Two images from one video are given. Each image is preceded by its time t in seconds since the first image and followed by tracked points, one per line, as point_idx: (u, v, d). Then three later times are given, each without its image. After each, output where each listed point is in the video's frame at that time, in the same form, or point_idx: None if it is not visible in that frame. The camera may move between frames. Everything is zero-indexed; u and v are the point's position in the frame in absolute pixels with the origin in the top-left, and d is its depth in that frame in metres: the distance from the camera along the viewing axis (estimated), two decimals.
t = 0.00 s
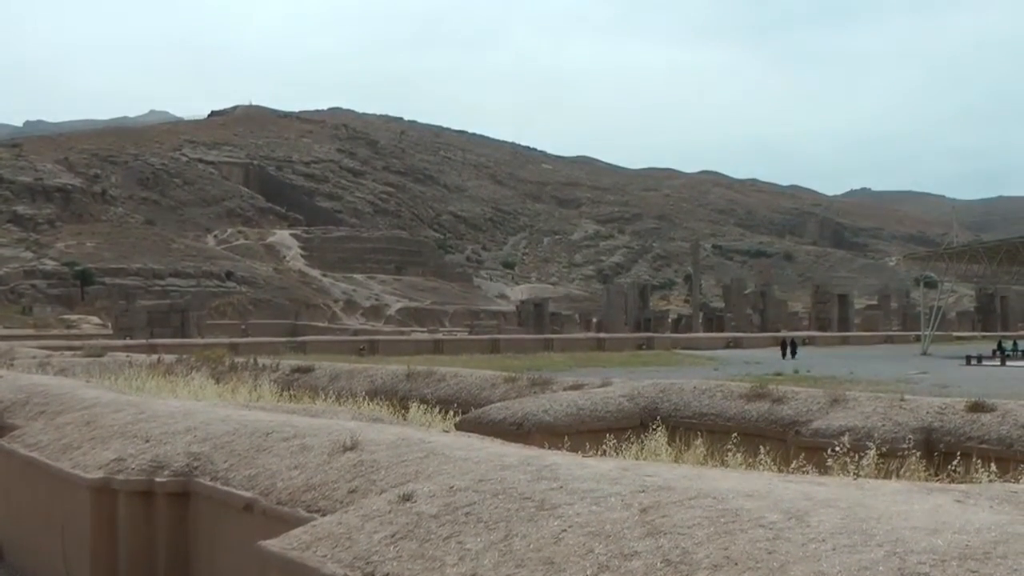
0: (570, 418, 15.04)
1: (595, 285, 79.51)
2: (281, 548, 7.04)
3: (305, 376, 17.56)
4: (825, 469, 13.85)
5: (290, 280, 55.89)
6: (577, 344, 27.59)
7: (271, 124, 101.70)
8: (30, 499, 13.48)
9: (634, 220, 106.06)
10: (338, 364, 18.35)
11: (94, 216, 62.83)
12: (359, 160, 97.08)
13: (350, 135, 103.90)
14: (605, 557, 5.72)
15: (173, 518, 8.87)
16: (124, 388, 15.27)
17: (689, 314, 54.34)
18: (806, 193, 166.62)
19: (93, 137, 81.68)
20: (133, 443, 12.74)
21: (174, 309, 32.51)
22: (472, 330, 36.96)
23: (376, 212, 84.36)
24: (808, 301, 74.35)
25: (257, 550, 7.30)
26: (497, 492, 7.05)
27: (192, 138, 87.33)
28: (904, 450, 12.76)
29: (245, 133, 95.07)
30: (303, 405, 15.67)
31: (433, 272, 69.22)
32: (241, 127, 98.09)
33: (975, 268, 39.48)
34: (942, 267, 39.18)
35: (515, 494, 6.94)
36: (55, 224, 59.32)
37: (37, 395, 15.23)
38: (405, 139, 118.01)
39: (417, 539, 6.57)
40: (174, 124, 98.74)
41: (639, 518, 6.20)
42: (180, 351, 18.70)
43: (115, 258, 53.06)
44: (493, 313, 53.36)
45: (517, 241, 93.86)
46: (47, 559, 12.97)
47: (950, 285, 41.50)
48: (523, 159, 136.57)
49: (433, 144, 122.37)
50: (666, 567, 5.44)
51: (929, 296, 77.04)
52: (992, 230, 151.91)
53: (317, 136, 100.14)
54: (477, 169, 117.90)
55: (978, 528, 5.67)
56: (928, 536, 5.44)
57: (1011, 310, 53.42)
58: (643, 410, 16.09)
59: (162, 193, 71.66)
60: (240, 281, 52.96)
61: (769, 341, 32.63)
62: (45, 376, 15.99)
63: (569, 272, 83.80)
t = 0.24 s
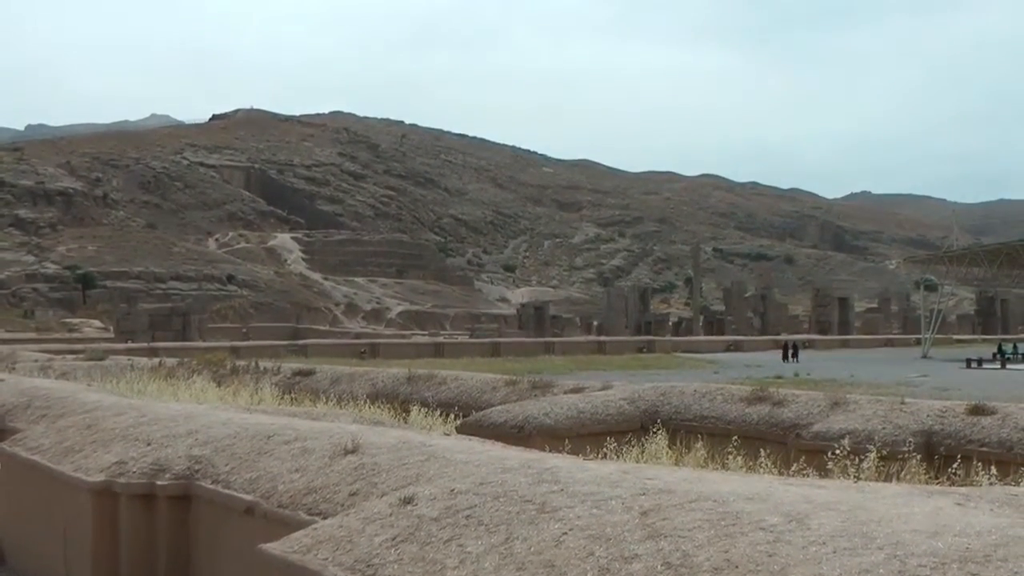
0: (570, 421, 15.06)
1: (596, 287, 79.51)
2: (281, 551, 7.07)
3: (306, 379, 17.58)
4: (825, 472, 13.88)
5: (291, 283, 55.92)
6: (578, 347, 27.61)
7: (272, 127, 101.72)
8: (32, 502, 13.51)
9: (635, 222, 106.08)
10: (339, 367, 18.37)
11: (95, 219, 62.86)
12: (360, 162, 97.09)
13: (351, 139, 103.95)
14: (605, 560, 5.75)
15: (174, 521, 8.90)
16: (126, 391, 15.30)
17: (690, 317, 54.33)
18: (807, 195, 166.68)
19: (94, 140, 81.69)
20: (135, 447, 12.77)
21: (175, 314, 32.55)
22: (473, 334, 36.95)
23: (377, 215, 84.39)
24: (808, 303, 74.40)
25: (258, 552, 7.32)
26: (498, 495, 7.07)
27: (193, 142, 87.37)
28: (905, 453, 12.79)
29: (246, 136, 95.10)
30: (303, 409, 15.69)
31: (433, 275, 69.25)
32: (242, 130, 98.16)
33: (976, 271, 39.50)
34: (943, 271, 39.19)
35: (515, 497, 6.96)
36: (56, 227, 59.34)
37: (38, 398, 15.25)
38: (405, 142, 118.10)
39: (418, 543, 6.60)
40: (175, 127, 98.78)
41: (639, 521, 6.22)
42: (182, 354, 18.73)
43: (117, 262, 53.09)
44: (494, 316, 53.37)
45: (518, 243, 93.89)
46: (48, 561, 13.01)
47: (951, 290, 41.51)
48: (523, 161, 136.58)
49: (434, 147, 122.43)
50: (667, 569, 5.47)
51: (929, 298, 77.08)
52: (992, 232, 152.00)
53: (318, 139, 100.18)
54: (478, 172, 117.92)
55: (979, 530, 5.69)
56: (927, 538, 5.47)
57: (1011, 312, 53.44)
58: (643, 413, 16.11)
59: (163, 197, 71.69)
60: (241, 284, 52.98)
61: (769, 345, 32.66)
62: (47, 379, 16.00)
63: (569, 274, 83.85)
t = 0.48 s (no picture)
0: (572, 424, 15.06)
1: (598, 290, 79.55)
2: (284, 553, 7.07)
3: (308, 382, 17.57)
4: (828, 475, 13.90)
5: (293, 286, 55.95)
6: (580, 350, 27.60)
7: (275, 130, 101.78)
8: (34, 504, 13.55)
9: (636, 226, 106.11)
10: (340, 370, 18.35)
11: (97, 223, 62.90)
12: (362, 166, 97.14)
13: (352, 142, 104.00)
14: (608, 562, 5.75)
15: (176, 523, 8.91)
16: (128, 395, 15.30)
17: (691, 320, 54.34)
18: (808, 199, 166.74)
19: (97, 144, 81.78)
20: (137, 449, 12.79)
21: (177, 317, 32.56)
22: (475, 336, 36.94)
23: (379, 219, 84.39)
24: (810, 306, 74.43)
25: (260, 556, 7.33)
26: (499, 497, 7.08)
27: (195, 145, 87.43)
28: (907, 456, 12.80)
29: (248, 139, 95.17)
30: (306, 412, 15.70)
31: (435, 279, 69.30)
32: (245, 134, 98.26)
33: (977, 273, 39.51)
34: (945, 273, 39.19)
35: (517, 500, 6.97)
36: (59, 231, 59.37)
37: (40, 402, 15.25)
38: (407, 145, 118.16)
39: (420, 546, 6.61)
40: (177, 131, 98.85)
41: (641, 524, 6.23)
42: (183, 357, 18.72)
43: (119, 265, 53.12)
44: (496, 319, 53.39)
45: (519, 247, 93.89)
46: (50, 563, 13.03)
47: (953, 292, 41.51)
48: (525, 165, 136.57)
49: (435, 150, 122.50)
50: (669, 572, 5.48)
51: (931, 301, 77.09)
52: (993, 235, 152.02)
53: (319, 142, 100.25)
54: (480, 176, 117.99)
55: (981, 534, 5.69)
56: (930, 541, 5.48)
57: (1013, 315, 53.45)
58: (645, 416, 16.12)
59: (165, 200, 71.70)
60: (243, 287, 53.00)
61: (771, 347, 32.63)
62: (49, 382, 16.00)
63: (571, 277, 83.87)
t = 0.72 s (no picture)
0: (574, 427, 15.08)
1: (600, 293, 79.58)
2: (287, 556, 7.08)
3: (310, 385, 17.58)
4: (829, 478, 13.91)
5: (295, 289, 56.01)
6: (582, 352, 27.65)
7: (277, 133, 101.88)
8: (36, 506, 13.58)
9: (638, 227, 106.11)
10: (343, 373, 18.36)
11: (99, 226, 62.97)
12: (364, 169, 97.21)
13: (354, 144, 104.05)
14: (610, 564, 5.77)
15: (179, 526, 8.93)
16: (131, 397, 15.34)
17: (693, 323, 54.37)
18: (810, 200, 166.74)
19: (99, 147, 81.90)
20: (139, 453, 12.82)
21: (180, 320, 32.65)
22: (477, 339, 36.97)
23: (382, 221, 84.45)
24: (812, 308, 74.42)
25: (263, 559, 7.34)
26: (501, 500, 7.10)
27: (197, 148, 87.52)
28: (908, 459, 12.80)
29: (250, 142, 95.25)
30: (308, 414, 15.73)
31: (437, 281, 69.36)
32: (247, 137, 98.37)
33: (979, 275, 39.52)
34: (946, 275, 39.18)
35: (520, 503, 6.99)
36: (61, 233, 59.46)
37: (42, 405, 15.27)
38: (409, 147, 118.26)
39: (422, 548, 6.62)
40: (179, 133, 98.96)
41: (642, 526, 6.24)
42: (186, 360, 18.74)
43: (121, 267, 53.18)
44: (499, 321, 53.43)
45: (521, 249, 93.91)
46: (52, 566, 13.05)
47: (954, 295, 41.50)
48: (527, 167, 136.62)
49: (437, 152, 122.59)
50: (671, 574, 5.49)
51: (934, 303, 77.06)
52: (995, 236, 151.97)
53: (321, 145, 100.33)
54: (482, 178, 118.03)
55: (981, 536, 5.70)
56: (931, 544, 5.49)
57: (1015, 317, 53.43)
58: (647, 418, 16.13)
59: (167, 203, 71.76)
60: (246, 290, 53.05)
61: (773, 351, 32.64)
62: (52, 385, 16.01)
63: (573, 279, 83.90)
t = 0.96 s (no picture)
0: (576, 430, 14.97)
1: (603, 295, 79.44)
2: (287, 559, 6.97)
3: (312, 388, 17.43)
4: (834, 482, 13.80)
5: (297, 291, 55.93)
6: (584, 355, 27.49)
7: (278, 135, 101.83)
8: (36, 509, 13.50)
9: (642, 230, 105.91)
10: (344, 376, 18.25)
11: (99, 228, 62.93)
12: (366, 171, 97.16)
13: (356, 146, 103.97)
14: (613, 569, 5.67)
15: (179, 531, 8.85)
16: (131, 400, 15.24)
17: (696, 325, 54.18)
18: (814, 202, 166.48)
19: (100, 149, 81.90)
20: (139, 456, 12.71)
21: (179, 323, 32.56)
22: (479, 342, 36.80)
23: (384, 224, 84.36)
24: (816, 311, 74.21)
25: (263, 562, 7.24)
26: (504, 504, 6.98)
27: (199, 150, 87.50)
28: (914, 462, 12.70)
29: (251, 144, 95.18)
30: (309, 418, 15.62)
31: (440, 284, 69.22)
32: (248, 139, 98.35)
33: (985, 277, 39.33)
34: (952, 276, 38.97)
35: (522, 507, 6.88)
36: (61, 236, 59.42)
37: (42, 407, 15.18)
38: (411, 150, 118.08)
39: (424, 553, 6.52)
40: (180, 136, 98.93)
41: (645, 531, 6.13)
42: (186, 363, 18.62)
43: (120, 271, 53.11)
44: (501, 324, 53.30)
45: (524, 252, 93.73)
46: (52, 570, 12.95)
47: (960, 297, 41.28)
48: (530, 170, 136.49)
49: (439, 155, 122.49)
50: None
51: (939, 306, 76.85)
52: (1000, 239, 151.61)
53: (322, 147, 100.32)
54: (485, 180, 117.92)
55: (987, 540, 5.60)
56: (936, 548, 5.37)
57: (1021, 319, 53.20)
58: (651, 422, 16.01)
59: (168, 205, 71.76)
60: (246, 293, 52.96)
61: (776, 353, 32.50)
62: (52, 388, 15.91)
63: (576, 283, 83.75)
